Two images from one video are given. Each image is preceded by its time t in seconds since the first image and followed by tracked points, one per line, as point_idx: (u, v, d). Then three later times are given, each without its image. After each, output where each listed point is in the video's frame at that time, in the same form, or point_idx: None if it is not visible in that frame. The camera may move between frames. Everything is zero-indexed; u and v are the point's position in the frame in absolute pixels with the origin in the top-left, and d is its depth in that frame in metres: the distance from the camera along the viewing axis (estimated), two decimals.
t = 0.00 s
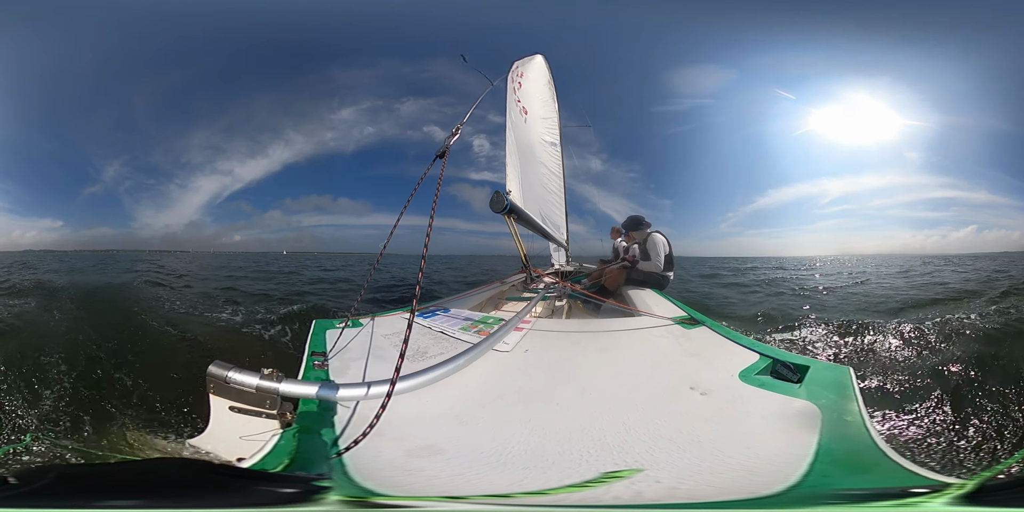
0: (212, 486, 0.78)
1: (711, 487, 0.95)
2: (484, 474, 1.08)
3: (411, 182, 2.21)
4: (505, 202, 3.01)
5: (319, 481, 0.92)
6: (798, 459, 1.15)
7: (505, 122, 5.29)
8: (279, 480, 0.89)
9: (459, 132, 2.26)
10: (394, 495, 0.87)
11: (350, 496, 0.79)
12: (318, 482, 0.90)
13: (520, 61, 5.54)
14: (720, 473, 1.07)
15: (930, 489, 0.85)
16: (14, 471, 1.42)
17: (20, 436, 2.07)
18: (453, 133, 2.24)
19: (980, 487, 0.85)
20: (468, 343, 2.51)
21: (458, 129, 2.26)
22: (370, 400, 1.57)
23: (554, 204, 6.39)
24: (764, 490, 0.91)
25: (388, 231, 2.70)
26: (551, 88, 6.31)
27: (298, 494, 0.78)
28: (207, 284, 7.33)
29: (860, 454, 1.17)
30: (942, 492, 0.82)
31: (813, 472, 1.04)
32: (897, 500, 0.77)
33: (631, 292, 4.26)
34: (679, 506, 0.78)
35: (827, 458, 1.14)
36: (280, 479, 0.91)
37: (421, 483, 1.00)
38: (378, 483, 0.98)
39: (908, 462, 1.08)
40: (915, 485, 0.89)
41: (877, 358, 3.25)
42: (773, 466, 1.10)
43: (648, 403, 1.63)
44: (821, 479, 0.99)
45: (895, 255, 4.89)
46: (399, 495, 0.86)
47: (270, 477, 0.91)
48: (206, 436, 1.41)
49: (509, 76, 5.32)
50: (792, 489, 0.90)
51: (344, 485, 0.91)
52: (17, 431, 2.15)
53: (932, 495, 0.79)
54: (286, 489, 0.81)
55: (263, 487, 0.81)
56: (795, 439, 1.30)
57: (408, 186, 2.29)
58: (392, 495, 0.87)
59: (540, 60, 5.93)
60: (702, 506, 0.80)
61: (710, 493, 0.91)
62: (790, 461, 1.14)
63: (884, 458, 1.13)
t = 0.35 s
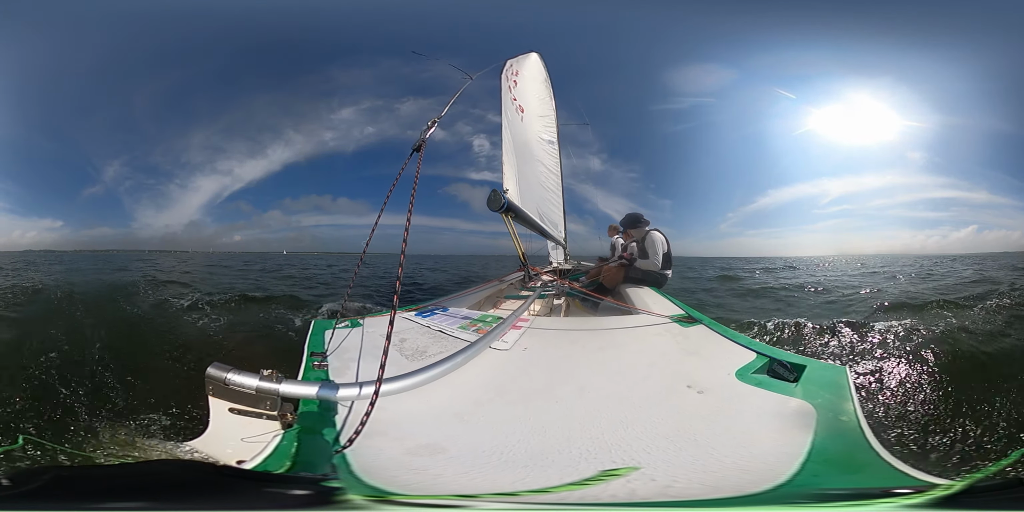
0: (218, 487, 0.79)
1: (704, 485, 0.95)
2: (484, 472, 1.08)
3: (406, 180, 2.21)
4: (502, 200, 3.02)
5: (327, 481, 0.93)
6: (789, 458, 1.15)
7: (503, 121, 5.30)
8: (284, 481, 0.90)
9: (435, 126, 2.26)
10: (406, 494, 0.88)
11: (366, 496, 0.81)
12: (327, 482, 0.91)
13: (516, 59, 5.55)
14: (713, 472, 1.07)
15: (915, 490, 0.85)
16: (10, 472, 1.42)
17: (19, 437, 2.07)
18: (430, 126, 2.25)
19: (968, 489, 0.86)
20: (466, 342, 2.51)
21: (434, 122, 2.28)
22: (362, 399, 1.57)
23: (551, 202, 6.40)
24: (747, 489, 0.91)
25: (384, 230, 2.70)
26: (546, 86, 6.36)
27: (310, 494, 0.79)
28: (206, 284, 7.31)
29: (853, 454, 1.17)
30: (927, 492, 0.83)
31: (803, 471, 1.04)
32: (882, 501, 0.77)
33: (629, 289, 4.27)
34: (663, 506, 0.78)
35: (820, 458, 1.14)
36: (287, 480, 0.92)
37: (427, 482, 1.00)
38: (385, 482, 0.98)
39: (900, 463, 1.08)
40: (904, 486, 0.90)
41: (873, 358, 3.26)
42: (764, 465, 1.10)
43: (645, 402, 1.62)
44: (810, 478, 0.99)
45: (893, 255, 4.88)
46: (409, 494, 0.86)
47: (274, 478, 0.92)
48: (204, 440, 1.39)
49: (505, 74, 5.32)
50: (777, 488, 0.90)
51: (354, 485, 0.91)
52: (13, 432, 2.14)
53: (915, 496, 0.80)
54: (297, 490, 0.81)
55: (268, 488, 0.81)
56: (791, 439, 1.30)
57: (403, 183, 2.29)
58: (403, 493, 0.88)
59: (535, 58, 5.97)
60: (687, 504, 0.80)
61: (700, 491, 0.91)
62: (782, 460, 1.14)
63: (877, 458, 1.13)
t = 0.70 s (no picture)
0: (218, 487, 0.79)
1: (705, 486, 0.95)
2: (483, 473, 1.09)
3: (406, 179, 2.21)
4: (501, 200, 3.02)
5: (324, 481, 0.93)
6: (790, 458, 1.15)
7: (503, 121, 5.31)
8: (283, 480, 0.90)
9: (448, 132, 2.24)
10: (404, 495, 0.87)
11: (363, 495, 0.81)
12: (326, 482, 0.91)
13: (516, 60, 5.57)
14: (711, 472, 1.07)
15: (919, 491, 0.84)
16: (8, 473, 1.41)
17: (18, 437, 2.07)
18: (443, 133, 2.22)
19: (970, 489, 0.85)
20: (465, 342, 2.51)
21: (450, 127, 2.28)
22: (367, 399, 1.61)
23: (551, 202, 6.40)
24: (749, 490, 0.91)
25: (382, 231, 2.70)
26: (546, 86, 6.36)
27: (308, 494, 0.78)
28: (206, 284, 7.30)
29: (854, 454, 1.17)
30: (929, 493, 0.82)
31: (804, 471, 1.04)
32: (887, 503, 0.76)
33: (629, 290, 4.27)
34: (664, 506, 0.78)
35: (821, 458, 1.14)
36: (286, 480, 0.91)
37: (425, 482, 1.00)
38: (384, 482, 0.98)
39: (901, 463, 1.08)
40: (907, 486, 0.89)
41: (877, 358, 3.23)
42: (764, 466, 1.10)
43: (644, 402, 1.62)
44: (810, 478, 0.99)
45: (893, 255, 4.87)
46: (408, 494, 0.86)
47: (273, 477, 0.92)
48: (204, 440, 1.39)
49: (505, 74, 5.33)
50: (778, 489, 0.90)
51: (352, 485, 0.91)
52: (11, 433, 2.14)
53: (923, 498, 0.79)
54: (294, 490, 0.81)
55: (266, 487, 0.81)
56: (791, 439, 1.30)
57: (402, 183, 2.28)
58: (402, 494, 0.88)
59: (536, 59, 5.98)
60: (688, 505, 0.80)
61: (697, 492, 0.90)
62: (783, 461, 1.14)
63: (877, 458, 1.13)
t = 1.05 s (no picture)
0: (216, 487, 0.79)
1: (701, 486, 0.95)
2: (480, 472, 1.09)
3: (406, 179, 2.21)
4: (501, 200, 3.02)
5: (326, 480, 0.93)
6: (789, 459, 1.15)
7: (503, 121, 5.31)
8: (282, 479, 0.90)
9: (447, 126, 2.26)
10: (400, 494, 0.87)
11: (360, 494, 0.81)
12: (325, 481, 0.91)
13: (517, 59, 5.57)
14: (708, 473, 1.07)
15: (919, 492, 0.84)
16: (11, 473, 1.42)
17: (20, 437, 2.08)
18: (442, 127, 2.25)
19: (970, 490, 0.85)
20: (465, 341, 2.51)
21: (446, 122, 2.28)
22: (364, 399, 1.57)
23: (551, 202, 6.40)
24: (747, 490, 0.91)
25: (382, 231, 2.61)
26: (547, 86, 6.36)
27: (306, 493, 0.78)
28: (206, 284, 7.31)
29: (853, 455, 1.17)
30: (929, 494, 0.82)
31: (802, 472, 1.04)
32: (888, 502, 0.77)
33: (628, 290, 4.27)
34: (664, 506, 0.78)
35: (820, 458, 1.14)
36: (285, 478, 0.91)
37: (422, 481, 1.00)
38: (382, 481, 0.98)
39: (900, 464, 1.08)
40: (907, 487, 0.89)
41: (875, 359, 3.26)
42: (763, 466, 1.10)
43: (643, 402, 1.63)
44: (808, 479, 0.99)
45: (894, 255, 4.87)
46: (404, 494, 0.86)
47: (274, 476, 0.92)
48: (206, 438, 1.40)
49: (505, 73, 5.33)
50: (775, 489, 0.90)
51: (351, 484, 0.91)
52: (11, 433, 2.14)
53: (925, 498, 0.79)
54: (297, 489, 0.82)
55: (265, 486, 0.81)
56: (790, 440, 1.30)
57: (403, 182, 2.29)
58: (399, 493, 0.88)
59: (537, 58, 5.98)
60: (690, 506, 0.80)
61: (696, 492, 0.91)
62: (782, 461, 1.14)
63: (876, 459, 1.14)
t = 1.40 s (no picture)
0: (215, 487, 0.78)
1: (696, 486, 0.95)
2: (475, 471, 1.09)
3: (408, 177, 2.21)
4: (502, 199, 3.02)
5: (326, 479, 0.92)
6: (788, 460, 1.15)
7: (504, 120, 5.31)
8: (282, 478, 0.90)
9: (453, 130, 2.25)
10: (393, 493, 0.87)
11: (357, 493, 0.80)
12: (325, 479, 0.90)
13: (519, 59, 5.57)
14: (708, 474, 1.08)
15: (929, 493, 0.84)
16: (17, 474, 1.43)
17: (21, 437, 2.08)
18: (448, 132, 2.23)
19: (968, 489, 0.85)
20: (463, 340, 2.51)
21: (452, 127, 2.26)
22: (368, 396, 1.60)
23: (551, 202, 6.40)
24: (742, 490, 0.92)
25: (386, 233, 2.52)
26: (550, 85, 6.34)
27: (304, 493, 0.78)
28: (207, 283, 7.31)
29: (853, 457, 1.17)
30: (934, 494, 0.81)
31: (802, 473, 1.05)
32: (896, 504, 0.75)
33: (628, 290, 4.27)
34: (664, 506, 0.78)
35: (818, 460, 1.14)
36: (286, 477, 0.91)
37: (417, 480, 1.00)
38: (377, 481, 0.98)
39: (898, 465, 1.08)
40: (911, 488, 0.89)
41: (876, 360, 3.25)
42: (763, 468, 1.10)
43: (641, 403, 1.62)
44: (807, 481, 1.00)
45: (894, 255, 4.87)
46: (398, 492, 0.86)
47: (280, 475, 0.91)
48: (208, 437, 1.41)
49: (507, 73, 5.33)
50: (777, 490, 0.90)
51: (350, 483, 0.90)
52: (14, 432, 2.15)
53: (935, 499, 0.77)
54: (298, 487, 0.81)
55: (264, 485, 0.81)
56: (788, 441, 1.30)
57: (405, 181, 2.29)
58: (392, 491, 0.88)
59: (540, 58, 5.97)
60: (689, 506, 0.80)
61: (694, 493, 0.91)
62: (782, 462, 1.14)
63: (876, 461, 1.13)
